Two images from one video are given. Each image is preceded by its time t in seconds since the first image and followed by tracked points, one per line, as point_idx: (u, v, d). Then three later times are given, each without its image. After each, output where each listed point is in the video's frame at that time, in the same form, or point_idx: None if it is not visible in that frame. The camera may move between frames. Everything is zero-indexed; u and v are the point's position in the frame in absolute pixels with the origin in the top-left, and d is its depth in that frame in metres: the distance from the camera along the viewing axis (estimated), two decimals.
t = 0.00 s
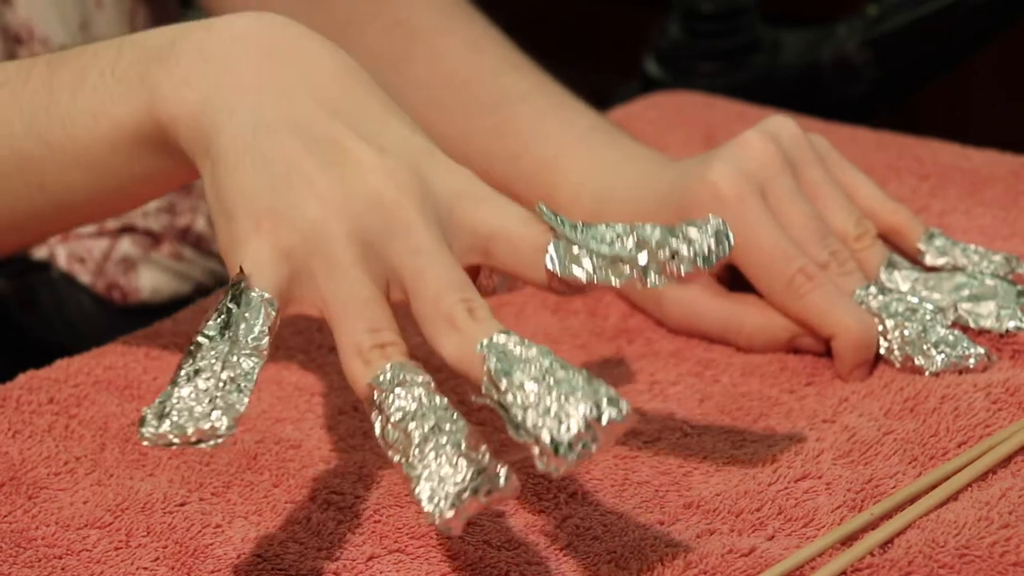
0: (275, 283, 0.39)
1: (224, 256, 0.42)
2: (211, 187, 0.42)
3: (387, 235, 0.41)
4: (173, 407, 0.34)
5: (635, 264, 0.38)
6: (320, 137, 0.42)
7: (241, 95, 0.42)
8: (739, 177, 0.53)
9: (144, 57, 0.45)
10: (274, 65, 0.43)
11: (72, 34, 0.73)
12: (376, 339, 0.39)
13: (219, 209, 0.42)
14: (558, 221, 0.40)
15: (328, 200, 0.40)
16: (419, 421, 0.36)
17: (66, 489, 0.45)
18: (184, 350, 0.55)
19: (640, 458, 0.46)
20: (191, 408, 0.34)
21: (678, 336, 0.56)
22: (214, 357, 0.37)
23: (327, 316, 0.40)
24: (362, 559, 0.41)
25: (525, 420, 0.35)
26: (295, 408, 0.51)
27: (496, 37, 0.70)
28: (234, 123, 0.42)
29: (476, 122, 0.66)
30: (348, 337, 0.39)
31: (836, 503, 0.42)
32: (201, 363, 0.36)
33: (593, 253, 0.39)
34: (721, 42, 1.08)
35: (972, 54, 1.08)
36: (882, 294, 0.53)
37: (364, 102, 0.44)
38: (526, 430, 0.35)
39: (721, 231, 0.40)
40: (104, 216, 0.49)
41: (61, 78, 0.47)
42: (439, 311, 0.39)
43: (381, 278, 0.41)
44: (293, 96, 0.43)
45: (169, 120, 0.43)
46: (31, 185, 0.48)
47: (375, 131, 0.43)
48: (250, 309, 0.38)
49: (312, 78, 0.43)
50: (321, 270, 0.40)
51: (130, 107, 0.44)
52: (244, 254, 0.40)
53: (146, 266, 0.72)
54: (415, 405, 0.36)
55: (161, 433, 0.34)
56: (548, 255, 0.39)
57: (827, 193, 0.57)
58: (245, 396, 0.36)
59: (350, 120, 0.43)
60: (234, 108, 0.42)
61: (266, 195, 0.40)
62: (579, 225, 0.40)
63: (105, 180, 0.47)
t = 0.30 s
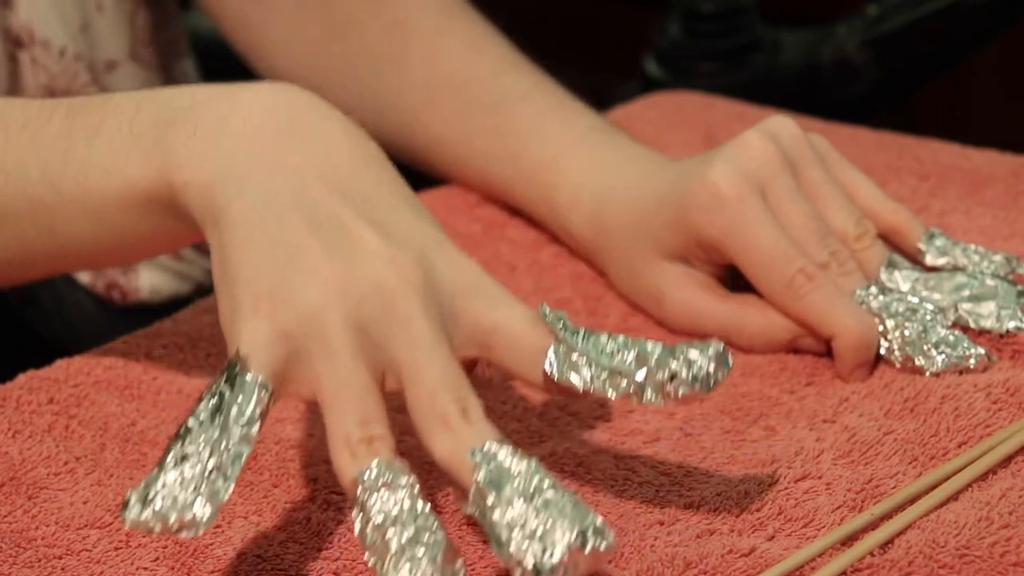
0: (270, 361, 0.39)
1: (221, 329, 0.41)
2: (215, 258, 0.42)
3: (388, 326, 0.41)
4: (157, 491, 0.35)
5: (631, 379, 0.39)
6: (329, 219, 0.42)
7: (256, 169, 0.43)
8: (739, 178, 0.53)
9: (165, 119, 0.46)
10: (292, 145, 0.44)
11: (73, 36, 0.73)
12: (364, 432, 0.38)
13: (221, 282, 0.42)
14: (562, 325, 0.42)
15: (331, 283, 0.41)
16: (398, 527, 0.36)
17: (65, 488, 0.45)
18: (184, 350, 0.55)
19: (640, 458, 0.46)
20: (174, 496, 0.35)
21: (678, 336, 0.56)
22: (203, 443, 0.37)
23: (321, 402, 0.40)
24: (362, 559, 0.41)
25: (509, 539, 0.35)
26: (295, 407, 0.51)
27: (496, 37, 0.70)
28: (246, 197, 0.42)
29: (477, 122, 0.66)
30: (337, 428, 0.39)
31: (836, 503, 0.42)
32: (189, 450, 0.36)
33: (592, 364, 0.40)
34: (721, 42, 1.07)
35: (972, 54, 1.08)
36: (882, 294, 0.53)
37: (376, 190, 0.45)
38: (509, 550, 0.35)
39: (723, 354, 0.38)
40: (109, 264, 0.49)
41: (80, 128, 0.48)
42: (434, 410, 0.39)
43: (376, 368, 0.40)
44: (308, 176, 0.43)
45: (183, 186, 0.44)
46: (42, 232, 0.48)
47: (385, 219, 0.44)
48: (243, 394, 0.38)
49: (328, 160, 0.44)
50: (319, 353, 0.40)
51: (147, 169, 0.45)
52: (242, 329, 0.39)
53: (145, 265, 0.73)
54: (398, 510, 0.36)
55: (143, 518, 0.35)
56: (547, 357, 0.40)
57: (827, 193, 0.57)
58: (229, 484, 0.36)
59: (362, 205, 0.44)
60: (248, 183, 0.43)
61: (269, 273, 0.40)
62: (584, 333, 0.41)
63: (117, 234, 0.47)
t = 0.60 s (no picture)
0: (270, 371, 0.39)
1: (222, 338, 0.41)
2: (216, 268, 0.43)
3: (388, 331, 0.41)
4: (156, 506, 0.35)
5: (634, 383, 0.40)
6: (328, 225, 0.42)
7: (256, 175, 0.43)
8: (738, 179, 0.53)
9: (164, 126, 0.46)
10: (291, 148, 0.44)
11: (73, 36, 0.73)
12: (365, 442, 0.39)
13: (222, 291, 0.42)
14: (563, 329, 0.42)
15: (331, 291, 0.41)
16: (399, 535, 0.36)
17: (65, 488, 0.45)
18: (183, 351, 0.55)
19: (639, 458, 0.46)
20: (173, 510, 0.35)
21: (678, 337, 0.56)
22: (202, 456, 0.36)
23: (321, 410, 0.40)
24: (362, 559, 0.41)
25: (508, 547, 0.35)
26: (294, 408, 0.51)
27: (495, 38, 0.70)
28: (246, 205, 0.43)
29: (476, 123, 0.66)
30: (337, 435, 0.39)
31: (836, 503, 0.42)
32: (187, 463, 0.36)
33: (594, 368, 0.40)
34: (721, 42, 1.07)
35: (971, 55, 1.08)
36: (882, 294, 0.53)
37: (377, 195, 0.45)
38: (510, 558, 0.35)
39: (725, 356, 0.40)
40: (106, 272, 0.50)
41: (81, 135, 0.48)
42: (434, 417, 0.39)
43: (376, 376, 0.41)
44: (308, 184, 0.43)
45: (183, 194, 0.44)
46: (43, 237, 0.49)
47: (386, 225, 0.44)
48: (242, 407, 0.38)
49: (329, 168, 0.44)
50: (319, 361, 0.40)
51: (147, 177, 0.45)
52: (243, 340, 0.40)
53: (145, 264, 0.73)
54: (397, 520, 0.36)
55: (142, 532, 0.34)
56: (548, 361, 0.41)
57: (827, 194, 0.57)
58: (229, 497, 0.36)
59: (361, 211, 0.44)
60: (248, 192, 0.43)
61: (269, 281, 0.41)
62: (583, 336, 0.42)
63: (115, 241, 0.48)
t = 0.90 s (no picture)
0: (277, 346, 0.39)
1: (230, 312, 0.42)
2: (222, 244, 0.43)
3: (395, 303, 0.41)
4: (161, 478, 0.34)
5: (643, 347, 0.38)
6: (334, 198, 0.43)
7: (260, 150, 0.43)
8: (737, 179, 0.53)
9: (166, 104, 0.46)
10: (294, 122, 0.44)
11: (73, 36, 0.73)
12: (373, 413, 0.39)
13: (228, 266, 0.42)
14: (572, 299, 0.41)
15: (337, 265, 0.41)
16: (407, 504, 0.36)
17: (65, 489, 0.45)
18: (183, 351, 0.55)
19: (639, 458, 0.46)
20: (179, 482, 0.34)
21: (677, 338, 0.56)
22: (207, 429, 0.36)
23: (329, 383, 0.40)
24: (361, 559, 0.41)
25: (518, 512, 0.35)
26: (293, 408, 0.51)
27: (494, 38, 0.70)
28: (251, 181, 0.43)
29: (475, 123, 0.66)
30: (346, 408, 0.39)
31: (836, 503, 0.42)
32: (193, 436, 0.36)
33: (603, 334, 0.39)
34: (721, 42, 1.07)
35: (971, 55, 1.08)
36: (882, 294, 0.53)
37: (381, 166, 0.45)
38: (519, 523, 0.35)
39: (733, 321, 0.39)
40: (111, 255, 0.50)
41: (82, 117, 0.48)
42: (443, 384, 0.40)
43: (384, 348, 0.41)
44: (312, 159, 0.43)
45: (188, 172, 0.44)
46: (45, 221, 0.48)
47: (389, 196, 0.44)
48: (246, 380, 0.38)
49: (331, 140, 0.44)
50: (328, 335, 0.40)
51: (152, 157, 0.45)
52: (250, 314, 0.40)
53: (145, 263, 0.72)
54: (404, 490, 0.36)
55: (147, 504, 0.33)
56: (558, 330, 0.40)
57: (826, 193, 0.57)
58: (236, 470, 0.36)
59: (366, 183, 0.44)
60: (251, 168, 0.43)
61: (275, 256, 0.41)
62: (593, 305, 0.40)
63: (119, 221, 0.47)
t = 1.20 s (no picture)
0: (279, 370, 0.40)
1: (233, 338, 0.42)
2: (225, 269, 0.43)
3: (396, 327, 0.42)
4: (164, 506, 0.35)
5: (640, 377, 0.39)
6: (336, 224, 0.43)
7: (265, 176, 0.44)
8: (736, 179, 0.53)
9: (171, 126, 0.47)
10: (298, 149, 0.45)
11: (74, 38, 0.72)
12: (376, 439, 0.39)
13: (232, 291, 0.43)
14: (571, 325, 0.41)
15: (340, 289, 0.41)
16: (414, 529, 0.36)
17: (65, 489, 0.45)
18: (184, 351, 0.55)
19: (639, 458, 0.46)
20: (182, 510, 0.35)
21: (677, 338, 0.56)
22: (210, 456, 0.37)
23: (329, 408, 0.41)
24: (362, 559, 0.41)
25: (507, 542, 0.35)
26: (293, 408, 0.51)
27: (494, 38, 0.70)
28: (255, 205, 0.43)
29: (475, 123, 0.66)
30: (348, 432, 0.39)
31: (836, 504, 0.42)
32: (197, 462, 0.36)
33: (600, 363, 0.39)
34: (721, 42, 1.07)
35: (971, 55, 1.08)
36: (882, 294, 0.53)
37: (382, 194, 0.46)
38: (508, 554, 0.35)
39: (730, 350, 0.38)
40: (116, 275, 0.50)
41: (87, 138, 0.48)
42: (439, 412, 0.40)
43: (384, 371, 0.41)
44: (316, 185, 0.44)
45: (193, 195, 0.45)
46: (50, 240, 0.49)
47: (391, 223, 0.45)
48: (250, 407, 0.38)
49: (335, 167, 0.45)
50: (330, 359, 0.41)
51: (157, 179, 0.46)
52: (253, 339, 0.40)
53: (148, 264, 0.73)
54: (410, 514, 0.36)
55: (150, 532, 0.34)
56: (555, 358, 0.40)
57: (826, 193, 0.56)
58: (238, 497, 0.36)
59: (368, 209, 0.45)
60: (256, 192, 0.44)
61: (279, 281, 0.41)
62: (591, 332, 0.41)
63: (122, 242, 0.48)
